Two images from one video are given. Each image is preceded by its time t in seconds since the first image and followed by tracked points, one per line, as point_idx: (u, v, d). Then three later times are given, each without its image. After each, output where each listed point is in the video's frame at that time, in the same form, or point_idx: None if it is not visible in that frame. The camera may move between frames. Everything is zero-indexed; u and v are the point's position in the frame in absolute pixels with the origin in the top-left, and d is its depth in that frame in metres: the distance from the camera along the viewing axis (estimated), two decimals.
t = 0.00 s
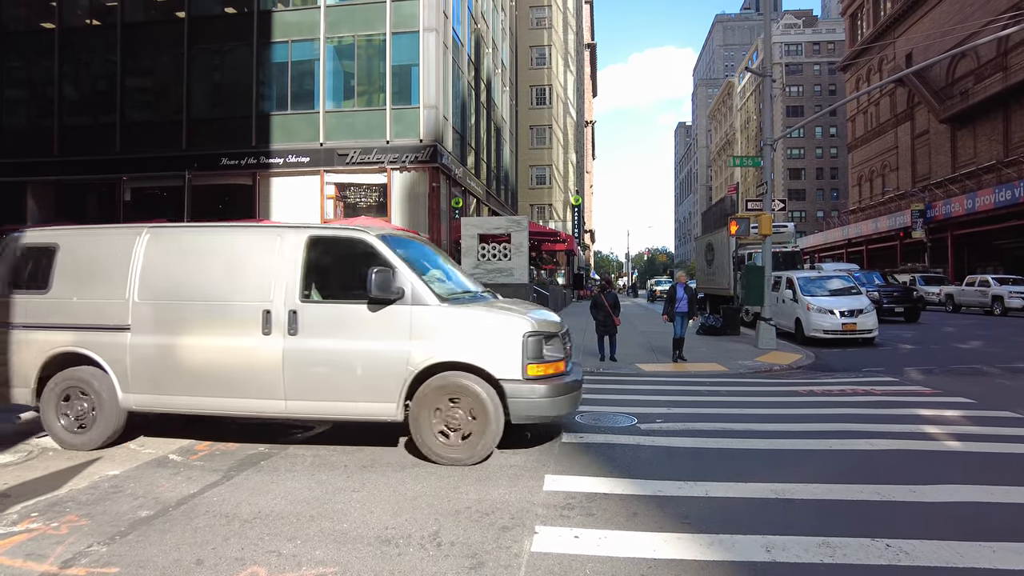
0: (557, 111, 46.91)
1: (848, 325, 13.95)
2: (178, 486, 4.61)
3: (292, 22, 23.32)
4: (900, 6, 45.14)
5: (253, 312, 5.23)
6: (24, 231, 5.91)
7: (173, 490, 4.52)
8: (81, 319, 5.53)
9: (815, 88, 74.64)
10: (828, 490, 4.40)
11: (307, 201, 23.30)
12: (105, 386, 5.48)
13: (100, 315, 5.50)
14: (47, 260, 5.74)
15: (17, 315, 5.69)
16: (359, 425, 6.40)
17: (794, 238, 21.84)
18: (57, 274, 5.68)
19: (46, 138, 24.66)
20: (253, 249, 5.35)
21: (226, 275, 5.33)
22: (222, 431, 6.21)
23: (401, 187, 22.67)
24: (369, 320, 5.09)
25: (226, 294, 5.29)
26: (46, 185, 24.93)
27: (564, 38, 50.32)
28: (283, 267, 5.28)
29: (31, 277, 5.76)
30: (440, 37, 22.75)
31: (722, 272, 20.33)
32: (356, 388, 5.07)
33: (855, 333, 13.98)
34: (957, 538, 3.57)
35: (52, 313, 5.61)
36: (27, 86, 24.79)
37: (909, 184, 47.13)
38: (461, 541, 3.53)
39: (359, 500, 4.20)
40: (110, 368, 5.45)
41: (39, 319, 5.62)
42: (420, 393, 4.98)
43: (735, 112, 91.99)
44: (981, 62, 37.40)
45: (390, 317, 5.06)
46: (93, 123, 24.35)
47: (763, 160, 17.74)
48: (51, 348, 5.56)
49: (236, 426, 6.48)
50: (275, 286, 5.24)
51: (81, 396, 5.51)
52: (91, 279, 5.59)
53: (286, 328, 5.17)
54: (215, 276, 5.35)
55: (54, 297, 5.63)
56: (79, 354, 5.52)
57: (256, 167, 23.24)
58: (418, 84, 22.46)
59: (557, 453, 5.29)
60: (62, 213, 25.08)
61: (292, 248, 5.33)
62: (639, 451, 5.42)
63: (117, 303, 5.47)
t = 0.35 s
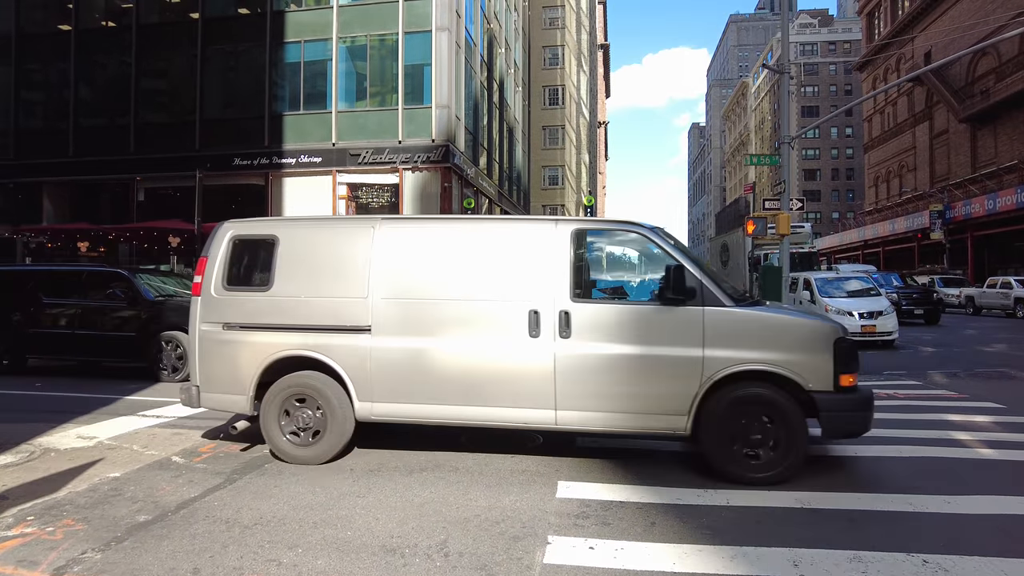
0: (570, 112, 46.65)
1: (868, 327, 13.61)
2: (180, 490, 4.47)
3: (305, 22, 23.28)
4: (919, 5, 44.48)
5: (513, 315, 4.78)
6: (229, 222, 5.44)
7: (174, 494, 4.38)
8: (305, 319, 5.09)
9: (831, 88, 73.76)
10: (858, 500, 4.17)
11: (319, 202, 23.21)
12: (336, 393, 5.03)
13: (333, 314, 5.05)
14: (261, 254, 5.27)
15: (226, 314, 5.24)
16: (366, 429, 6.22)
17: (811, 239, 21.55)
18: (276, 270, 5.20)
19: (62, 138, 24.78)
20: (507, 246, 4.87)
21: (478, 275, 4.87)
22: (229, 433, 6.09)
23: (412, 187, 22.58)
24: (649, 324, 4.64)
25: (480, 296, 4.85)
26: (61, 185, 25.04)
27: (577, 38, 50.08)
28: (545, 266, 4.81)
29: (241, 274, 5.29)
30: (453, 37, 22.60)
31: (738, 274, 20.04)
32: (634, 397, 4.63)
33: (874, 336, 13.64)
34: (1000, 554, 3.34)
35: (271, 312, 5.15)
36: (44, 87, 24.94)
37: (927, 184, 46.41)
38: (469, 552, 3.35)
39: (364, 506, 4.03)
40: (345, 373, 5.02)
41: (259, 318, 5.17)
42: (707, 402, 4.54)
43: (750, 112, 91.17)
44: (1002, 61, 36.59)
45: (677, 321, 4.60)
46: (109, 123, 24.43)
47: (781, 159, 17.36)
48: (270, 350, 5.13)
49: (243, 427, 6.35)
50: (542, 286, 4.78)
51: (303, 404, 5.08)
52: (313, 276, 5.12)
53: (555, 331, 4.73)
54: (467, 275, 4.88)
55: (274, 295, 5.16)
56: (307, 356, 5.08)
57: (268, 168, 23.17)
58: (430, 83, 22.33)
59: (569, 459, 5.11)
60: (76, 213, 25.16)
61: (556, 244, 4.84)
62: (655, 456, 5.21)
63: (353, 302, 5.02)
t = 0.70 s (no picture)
0: (571, 112, 46.56)
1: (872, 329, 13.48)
2: (171, 496, 4.35)
3: (306, 21, 23.20)
4: (921, 5, 44.29)
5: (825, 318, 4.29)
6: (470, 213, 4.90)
7: (166, 501, 4.27)
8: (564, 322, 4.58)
9: (833, 89, 73.62)
10: (868, 509, 4.06)
11: (320, 203, 23.08)
12: (605, 400, 4.47)
13: (598, 317, 4.54)
14: (511, 248, 4.76)
15: (472, 316, 4.72)
16: (363, 432, 6.11)
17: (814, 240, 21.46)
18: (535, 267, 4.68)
19: (63, 138, 24.70)
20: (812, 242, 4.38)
21: (778, 273, 4.37)
22: (224, 436, 5.98)
23: (413, 188, 22.48)
24: (969, 323, 4.20)
25: (746, 301, 4.36)
26: (61, 185, 24.95)
27: (579, 39, 50.02)
28: (859, 266, 4.34)
29: (490, 270, 4.77)
30: (454, 37, 22.51)
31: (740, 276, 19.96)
32: (947, 408, 4.20)
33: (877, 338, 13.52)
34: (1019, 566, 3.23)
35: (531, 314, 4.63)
36: (44, 87, 24.85)
37: (929, 186, 46.26)
38: (468, 563, 3.24)
39: (360, 515, 3.92)
40: (614, 381, 4.50)
41: (511, 318, 4.64)
42: (1022, 420, 4.15)
43: (751, 114, 91.07)
44: (1006, 61, 36.30)
45: (1003, 323, 4.19)
46: (109, 123, 24.34)
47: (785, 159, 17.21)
48: (525, 355, 4.60)
49: (239, 431, 6.24)
50: (850, 284, 4.32)
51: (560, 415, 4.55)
52: (566, 271, 4.60)
53: (868, 335, 4.26)
54: (767, 272, 4.37)
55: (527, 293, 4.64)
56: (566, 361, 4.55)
57: (268, 168, 23.06)
58: (431, 83, 22.23)
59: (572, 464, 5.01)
60: (76, 213, 25.06)
61: (865, 241, 4.38)
62: (660, 462, 5.11)
63: (626, 303, 4.51)
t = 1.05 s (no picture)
0: (571, 114, 46.52)
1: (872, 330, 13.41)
2: (163, 500, 4.29)
3: (304, 22, 23.12)
4: (922, 6, 44.24)
5: (964, 323, 4.20)
6: (749, 207, 4.61)
7: (157, 505, 4.20)
8: (847, 326, 4.29)
9: (833, 90, 73.58)
10: (869, 513, 4.00)
11: (318, 206, 23.01)
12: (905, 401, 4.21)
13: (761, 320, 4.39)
14: (806, 241, 4.48)
15: (765, 318, 4.40)
16: (359, 435, 6.04)
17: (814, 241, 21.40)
18: (833, 268, 4.39)
19: (62, 140, 24.64)
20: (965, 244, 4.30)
21: (939, 277, 4.28)
22: (218, 439, 5.92)
23: (412, 190, 22.41)
24: None
25: None
26: (60, 186, 24.90)
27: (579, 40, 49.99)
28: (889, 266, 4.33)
29: (781, 267, 4.48)
30: (454, 38, 22.45)
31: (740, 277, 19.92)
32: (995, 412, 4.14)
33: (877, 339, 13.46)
34: None
35: (823, 320, 4.33)
36: (43, 88, 24.79)
37: (929, 187, 46.23)
38: (463, 569, 3.18)
39: (354, 519, 3.86)
40: (931, 386, 4.18)
41: (811, 322, 4.34)
42: None
43: (751, 115, 91.05)
44: (1006, 62, 36.23)
45: None
46: (109, 125, 24.28)
47: (785, 160, 17.15)
48: (768, 360, 4.37)
49: (234, 434, 6.18)
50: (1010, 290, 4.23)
51: (866, 423, 4.25)
52: (878, 265, 4.33)
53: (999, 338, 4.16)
54: (929, 277, 4.28)
55: (834, 297, 4.34)
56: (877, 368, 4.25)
57: (268, 169, 23.00)
58: (431, 84, 22.19)
59: (570, 467, 4.95)
60: (75, 214, 25.02)
61: (1002, 239, 4.32)
62: (659, 465, 5.05)
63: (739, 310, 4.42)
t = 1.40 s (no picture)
0: (571, 114, 46.49)
1: (872, 331, 13.38)
2: (159, 502, 4.27)
3: (304, 23, 23.11)
4: (922, 7, 44.22)
5: None
6: None
7: (152, 507, 4.18)
8: None
9: (833, 91, 73.49)
10: (868, 515, 3.98)
11: (318, 206, 22.99)
12: None
13: None
14: None
15: None
16: (356, 436, 6.03)
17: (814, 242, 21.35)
18: None
19: (62, 141, 24.62)
20: None
21: None
22: (215, 440, 5.91)
23: (412, 191, 22.39)
24: None
25: None
26: (59, 187, 24.88)
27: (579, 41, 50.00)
28: None
29: None
30: (454, 38, 22.44)
31: (740, 277, 19.91)
32: None
33: (879, 339, 13.42)
34: None
35: None
36: (43, 90, 24.79)
37: (930, 187, 46.21)
38: (460, 571, 3.16)
39: (350, 521, 3.84)
40: None
41: None
42: None
43: (751, 116, 91.00)
44: (1007, 63, 36.21)
45: None
46: (108, 126, 24.28)
47: (786, 160, 17.13)
48: None
49: (231, 434, 6.17)
50: None
51: None
52: None
53: None
54: None
55: None
56: None
57: (267, 170, 22.99)
58: (431, 85, 22.18)
59: (568, 468, 4.93)
60: (75, 216, 25.02)
61: None
62: (658, 466, 5.03)
63: None
